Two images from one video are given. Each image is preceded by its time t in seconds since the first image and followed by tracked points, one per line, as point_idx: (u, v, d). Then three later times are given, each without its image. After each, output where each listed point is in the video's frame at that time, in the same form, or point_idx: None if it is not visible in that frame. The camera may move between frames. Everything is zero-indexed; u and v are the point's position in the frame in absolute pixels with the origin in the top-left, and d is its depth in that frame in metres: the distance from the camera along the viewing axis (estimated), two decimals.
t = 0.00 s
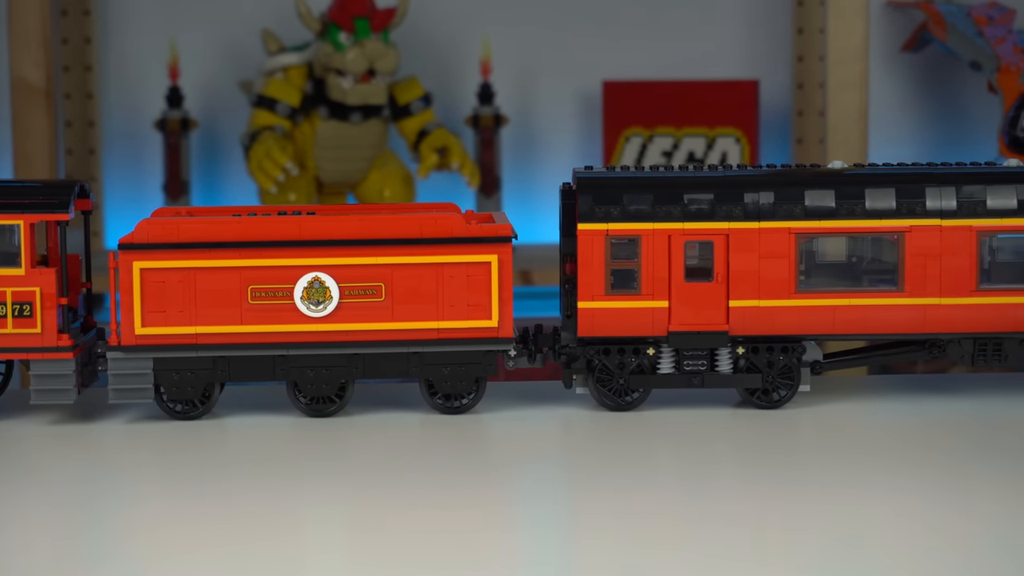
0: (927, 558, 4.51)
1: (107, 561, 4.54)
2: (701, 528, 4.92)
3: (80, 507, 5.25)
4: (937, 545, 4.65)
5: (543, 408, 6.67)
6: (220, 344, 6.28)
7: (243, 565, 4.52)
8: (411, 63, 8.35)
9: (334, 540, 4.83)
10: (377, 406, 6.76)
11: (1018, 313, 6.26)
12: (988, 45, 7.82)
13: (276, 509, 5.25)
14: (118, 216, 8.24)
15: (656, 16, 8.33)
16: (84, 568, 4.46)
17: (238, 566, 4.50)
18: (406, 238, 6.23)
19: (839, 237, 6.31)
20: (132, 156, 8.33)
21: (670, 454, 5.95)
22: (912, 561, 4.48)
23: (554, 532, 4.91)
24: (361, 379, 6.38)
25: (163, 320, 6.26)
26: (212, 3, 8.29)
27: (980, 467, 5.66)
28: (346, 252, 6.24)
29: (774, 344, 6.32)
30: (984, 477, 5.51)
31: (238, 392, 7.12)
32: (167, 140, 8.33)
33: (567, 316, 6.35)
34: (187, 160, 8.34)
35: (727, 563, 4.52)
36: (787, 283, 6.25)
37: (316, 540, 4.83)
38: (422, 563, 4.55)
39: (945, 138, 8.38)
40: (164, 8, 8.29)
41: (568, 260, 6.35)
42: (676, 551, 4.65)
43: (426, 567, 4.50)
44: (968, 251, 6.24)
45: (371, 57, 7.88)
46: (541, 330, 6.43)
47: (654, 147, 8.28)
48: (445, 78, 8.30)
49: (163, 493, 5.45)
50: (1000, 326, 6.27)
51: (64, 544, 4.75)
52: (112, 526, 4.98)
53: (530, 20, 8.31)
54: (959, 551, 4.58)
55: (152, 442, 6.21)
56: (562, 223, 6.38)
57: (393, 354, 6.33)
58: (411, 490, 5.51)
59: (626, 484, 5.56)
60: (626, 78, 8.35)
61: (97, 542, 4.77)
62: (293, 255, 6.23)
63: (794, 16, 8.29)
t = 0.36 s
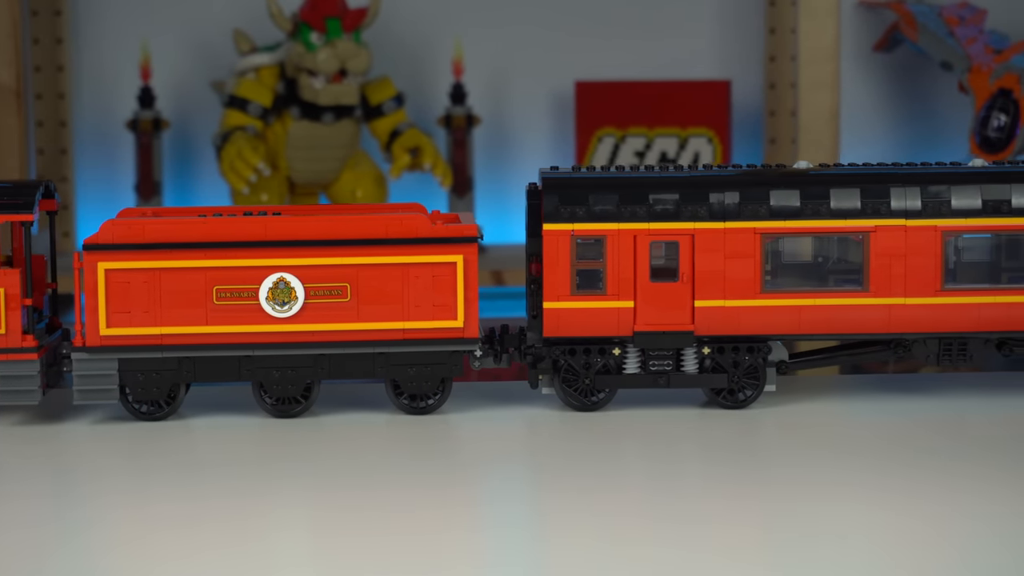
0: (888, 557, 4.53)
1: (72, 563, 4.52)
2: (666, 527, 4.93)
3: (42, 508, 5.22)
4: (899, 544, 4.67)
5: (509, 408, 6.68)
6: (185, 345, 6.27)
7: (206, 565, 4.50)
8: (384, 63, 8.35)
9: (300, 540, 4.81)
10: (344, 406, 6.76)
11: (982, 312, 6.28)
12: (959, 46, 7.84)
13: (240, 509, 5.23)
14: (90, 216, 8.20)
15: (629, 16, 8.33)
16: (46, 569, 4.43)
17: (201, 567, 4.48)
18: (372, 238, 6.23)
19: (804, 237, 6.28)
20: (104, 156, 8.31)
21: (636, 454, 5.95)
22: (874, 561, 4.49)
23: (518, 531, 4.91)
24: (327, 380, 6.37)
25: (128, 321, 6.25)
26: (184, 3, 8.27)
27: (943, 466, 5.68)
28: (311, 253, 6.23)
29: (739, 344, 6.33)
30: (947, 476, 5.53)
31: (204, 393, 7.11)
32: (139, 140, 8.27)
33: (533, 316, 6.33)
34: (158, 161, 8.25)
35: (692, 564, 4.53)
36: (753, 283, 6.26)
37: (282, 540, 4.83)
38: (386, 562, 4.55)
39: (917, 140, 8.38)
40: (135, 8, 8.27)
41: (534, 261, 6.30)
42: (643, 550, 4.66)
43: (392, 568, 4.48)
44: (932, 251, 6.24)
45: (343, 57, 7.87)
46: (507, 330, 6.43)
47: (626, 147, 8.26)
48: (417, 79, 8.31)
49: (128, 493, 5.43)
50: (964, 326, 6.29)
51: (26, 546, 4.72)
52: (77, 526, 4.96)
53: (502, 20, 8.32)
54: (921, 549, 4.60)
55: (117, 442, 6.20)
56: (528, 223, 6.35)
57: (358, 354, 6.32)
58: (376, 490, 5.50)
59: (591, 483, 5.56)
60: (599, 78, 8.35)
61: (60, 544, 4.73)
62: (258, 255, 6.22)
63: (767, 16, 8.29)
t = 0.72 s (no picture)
0: (855, 556, 4.52)
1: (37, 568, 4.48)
2: (635, 526, 4.93)
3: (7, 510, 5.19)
4: (867, 543, 4.67)
5: (478, 408, 6.69)
6: (153, 345, 6.26)
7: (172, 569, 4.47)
8: (359, 63, 8.34)
9: (268, 544, 4.79)
10: (312, 406, 6.76)
11: (950, 312, 6.29)
12: (932, 45, 7.93)
13: (206, 511, 5.21)
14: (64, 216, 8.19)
15: (603, 17, 8.34)
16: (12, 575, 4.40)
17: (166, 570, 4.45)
18: (340, 238, 6.22)
19: (770, 237, 6.29)
20: (78, 157, 8.29)
21: (603, 454, 5.95)
22: (840, 560, 4.49)
23: (485, 531, 4.90)
24: (295, 380, 6.37)
25: (95, 321, 6.24)
26: (158, 3, 8.26)
27: (910, 467, 5.68)
28: (279, 253, 6.22)
29: (707, 344, 6.33)
30: (914, 475, 5.53)
31: (173, 394, 7.11)
32: (114, 141, 8.26)
33: (500, 316, 6.37)
34: (133, 160, 8.27)
35: (660, 565, 4.52)
36: (721, 283, 6.26)
37: (250, 543, 4.80)
38: (354, 564, 4.54)
39: (891, 141, 8.39)
40: (109, 8, 8.25)
41: (501, 261, 6.35)
42: (613, 549, 4.65)
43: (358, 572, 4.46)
44: (900, 251, 6.25)
45: (317, 57, 7.85)
46: (475, 330, 6.41)
47: (601, 147, 8.26)
48: (392, 79, 8.31)
49: (93, 494, 5.41)
50: (932, 326, 6.30)
51: None
52: (45, 530, 4.94)
53: (477, 21, 8.33)
54: (888, 549, 4.60)
55: (84, 442, 6.18)
56: (495, 223, 6.38)
57: (326, 354, 6.32)
58: (343, 491, 5.49)
59: (559, 483, 5.56)
60: (573, 79, 8.36)
61: (24, 548, 4.70)
62: (226, 256, 6.22)
63: (741, 16, 8.29)
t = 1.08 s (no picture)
0: (827, 555, 4.44)
1: None
2: (601, 526, 4.84)
3: None
4: (836, 543, 4.58)
5: (444, 409, 6.69)
6: (118, 346, 6.25)
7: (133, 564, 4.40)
8: (331, 63, 8.33)
9: (232, 537, 4.73)
10: (278, 407, 6.76)
11: (915, 312, 6.29)
12: (904, 46, 7.93)
13: (169, 508, 5.16)
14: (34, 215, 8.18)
15: (575, 17, 8.35)
16: None
17: (126, 565, 4.39)
18: (305, 239, 6.22)
19: (737, 237, 6.35)
20: (50, 155, 8.29)
21: (569, 452, 5.94)
22: (815, 561, 4.37)
23: (451, 533, 4.79)
24: (261, 380, 6.37)
25: (60, 322, 6.22)
26: (130, 4, 8.25)
27: (876, 465, 5.67)
28: (244, 254, 6.21)
29: (672, 344, 6.34)
30: (879, 473, 5.50)
31: (139, 395, 7.10)
32: (85, 141, 8.25)
33: (466, 316, 6.33)
34: (104, 160, 8.26)
35: (627, 559, 4.47)
36: (686, 283, 6.26)
37: (214, 538, 4.73)
38: (317, 558, 4.48)
39: (863, 138, 8.42)
40: (81, 8, 8.24)
41: (467, 262, 6.29)
42: (580, 548, 4.57)
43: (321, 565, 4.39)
44: (865, 251, 6.26)
45: (289, 58, 7.83)
46: (441, 331, 6.41)
47: (574, 148, 8.28)
48: (364, 79, 8.30)
49: (55, 493, 5.36)
50: (897, 326, 6.30)
51: None
52: (3, 527, 4.86)
53: (449, 21, 8.33)
54: (864, 549, 4.50)
55: (49, 443, 6.15)
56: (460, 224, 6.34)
57: (291, 355, 6.32)
58: (307, 488, 5.45)
59: (525, 484, 5.49)
60: (546, 79, 8.37)
61: None
62: (191, 257, 6.20)
63: (713, 17, 8.29)
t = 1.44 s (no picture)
0: (792, 555, 4.43)
1: None
2: (565, 526, 4.82)
3: None
4: (802, 545, 4.55)
5: (410, 409, 6.70)
6: (83, 347, 6.24)
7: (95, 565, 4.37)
8: (304, 63, 8.31)
9: (195, 538, 4.69)
10: (244, 408, 6.76)
11: (880, 312, 6.30)
12: (875, 46, 7.92)
13: (132, 507, 5.12)
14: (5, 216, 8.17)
15: (548, 18, 8.37)
16: None
17: (87, 566, 4.36)
18: (270, 239, 6.21)
19: (704, 237, 6.37)
20: (21, 156, 8.26)
21: (534, 452, 5.94)
22: (781, 562, 4.35)
23: (414, 532, 4.78)
24: (226, 381, 6.36)
25: (25, 323, 6.21)
26: (101, 4, 8.23)
27: (841, 464, 5.67)
28: (210, 254, 6.21)
29: (638, 344, 6.35)
30: (841, 472, 5.50)
31: (105, 397, 7.08)
32: (56, 141, 8.25)
33: (432, 316, 6.34)
34: (76, 160, 8.27)
35: (592, 559, 4.45)
36: (651, 283, 6.27)
37: (179, 540, 4.68)
38: (281, 558, 4.45)
39: (836, 138, 8.45)
40: (52, 8, 8.22)
41: (433, 262, 6.29)
42: (544, 548, 4.56)
43: (285, 565, 4.36)
44: (830, 252, 6.27)
45: (261, 58, 7.82)
46: (407, 331, 6.44)
47: (546, 148, 8.27)
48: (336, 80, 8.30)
49: (16, 494, 5.33)
50: (862, 326, 6.32)
51: None
52: None
53: (422, 22, 8.33)
54: (831, 551, 4.47)
55: (13, 443, 6.13)
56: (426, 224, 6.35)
57: (256, 355, 6.32)
58: (270, 488, 5.43)
59: (491, 484, 5.46)
60: (519, 79, 8.37)
61: None
62: (156, 257, 6.20)
63: (686, 17, 8.30)
